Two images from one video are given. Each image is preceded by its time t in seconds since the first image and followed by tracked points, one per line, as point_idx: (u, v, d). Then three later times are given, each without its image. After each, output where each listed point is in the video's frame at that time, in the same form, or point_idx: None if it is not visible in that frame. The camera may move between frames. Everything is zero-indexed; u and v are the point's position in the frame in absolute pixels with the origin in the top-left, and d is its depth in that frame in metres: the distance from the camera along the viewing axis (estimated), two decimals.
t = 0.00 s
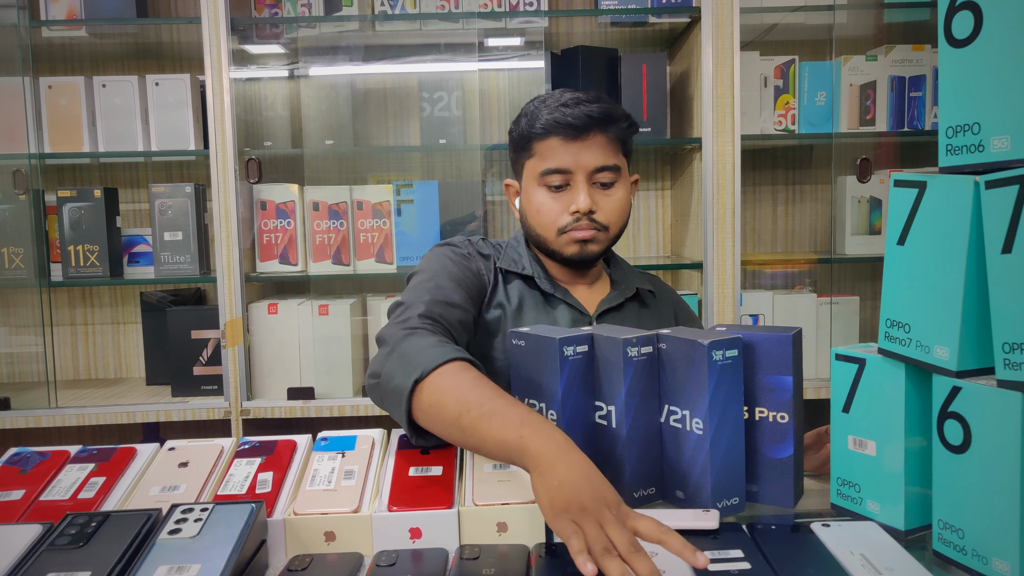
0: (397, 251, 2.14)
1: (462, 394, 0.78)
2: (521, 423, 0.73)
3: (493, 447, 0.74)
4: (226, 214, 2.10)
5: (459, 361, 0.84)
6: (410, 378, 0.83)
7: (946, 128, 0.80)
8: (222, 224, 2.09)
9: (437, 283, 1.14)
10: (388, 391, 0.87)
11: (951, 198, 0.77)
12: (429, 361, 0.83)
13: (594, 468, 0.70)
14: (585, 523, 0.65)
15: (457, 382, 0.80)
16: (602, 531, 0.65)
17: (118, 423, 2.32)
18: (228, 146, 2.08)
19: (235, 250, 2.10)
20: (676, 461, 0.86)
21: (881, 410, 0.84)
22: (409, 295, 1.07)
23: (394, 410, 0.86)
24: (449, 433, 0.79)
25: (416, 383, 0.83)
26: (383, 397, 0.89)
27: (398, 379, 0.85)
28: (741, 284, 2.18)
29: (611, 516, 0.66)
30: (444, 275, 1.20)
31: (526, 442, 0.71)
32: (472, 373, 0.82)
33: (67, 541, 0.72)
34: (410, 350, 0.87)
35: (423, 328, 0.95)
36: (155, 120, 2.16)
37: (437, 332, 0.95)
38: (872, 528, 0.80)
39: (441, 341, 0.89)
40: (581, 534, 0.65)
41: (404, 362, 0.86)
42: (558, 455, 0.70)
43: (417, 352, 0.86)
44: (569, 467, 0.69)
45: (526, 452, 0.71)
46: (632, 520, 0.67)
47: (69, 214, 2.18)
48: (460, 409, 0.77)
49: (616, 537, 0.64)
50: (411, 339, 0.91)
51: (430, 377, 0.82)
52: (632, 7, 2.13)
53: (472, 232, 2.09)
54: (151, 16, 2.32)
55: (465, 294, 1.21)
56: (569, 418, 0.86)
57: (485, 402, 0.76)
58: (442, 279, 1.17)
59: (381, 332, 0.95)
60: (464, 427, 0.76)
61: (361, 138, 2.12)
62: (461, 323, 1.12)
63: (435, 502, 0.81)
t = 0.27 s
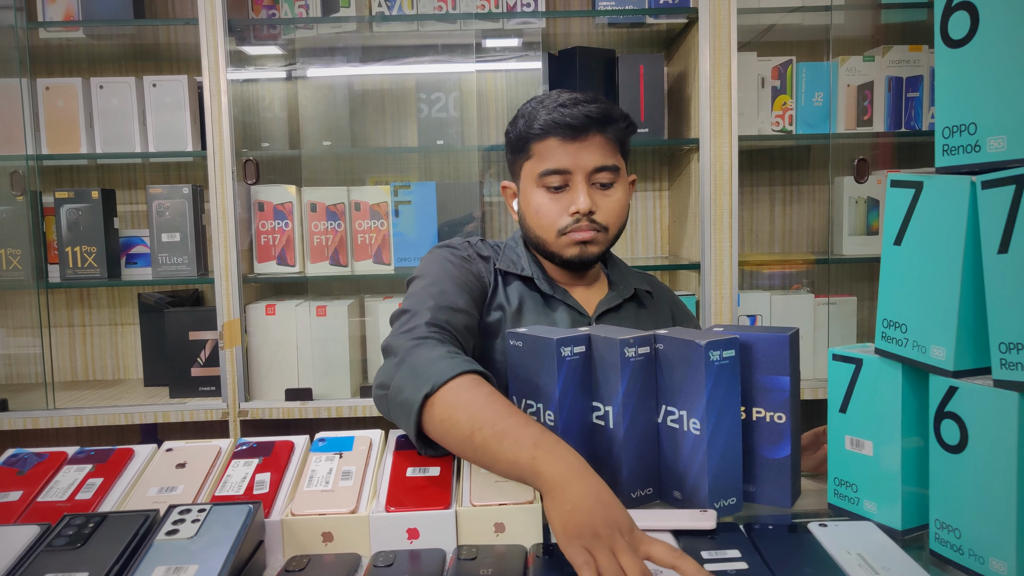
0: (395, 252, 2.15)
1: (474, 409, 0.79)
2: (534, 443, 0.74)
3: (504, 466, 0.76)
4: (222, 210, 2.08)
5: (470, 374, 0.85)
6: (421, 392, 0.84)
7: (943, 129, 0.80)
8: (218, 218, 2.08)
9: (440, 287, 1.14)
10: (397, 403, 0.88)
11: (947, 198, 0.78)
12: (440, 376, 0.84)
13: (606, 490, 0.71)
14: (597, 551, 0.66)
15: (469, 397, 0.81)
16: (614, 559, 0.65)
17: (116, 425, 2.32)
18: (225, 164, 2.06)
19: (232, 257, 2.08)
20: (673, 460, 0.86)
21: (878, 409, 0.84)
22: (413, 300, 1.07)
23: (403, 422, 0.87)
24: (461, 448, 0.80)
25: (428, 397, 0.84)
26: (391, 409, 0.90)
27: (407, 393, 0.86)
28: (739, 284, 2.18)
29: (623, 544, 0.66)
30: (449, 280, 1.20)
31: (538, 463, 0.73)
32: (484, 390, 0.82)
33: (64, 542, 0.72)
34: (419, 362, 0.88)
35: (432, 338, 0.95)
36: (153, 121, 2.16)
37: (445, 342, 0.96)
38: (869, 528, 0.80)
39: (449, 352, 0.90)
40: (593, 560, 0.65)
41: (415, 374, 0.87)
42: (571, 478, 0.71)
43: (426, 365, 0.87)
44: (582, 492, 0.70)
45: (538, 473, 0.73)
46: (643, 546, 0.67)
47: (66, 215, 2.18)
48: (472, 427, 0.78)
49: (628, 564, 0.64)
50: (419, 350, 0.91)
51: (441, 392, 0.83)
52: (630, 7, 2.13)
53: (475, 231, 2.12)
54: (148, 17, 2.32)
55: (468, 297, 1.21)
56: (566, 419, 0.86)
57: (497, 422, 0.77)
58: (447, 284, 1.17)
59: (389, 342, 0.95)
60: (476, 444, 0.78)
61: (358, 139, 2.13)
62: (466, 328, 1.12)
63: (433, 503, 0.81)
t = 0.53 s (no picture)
0: (393, 252, 2.15)
1: (470, 408, 0.80)
2: (531, 438, 0.75)
3: (504, 462, 0.76)
4: (221, 217, 2.09)
5: (464, 373, 0.86)
6: (416, 395, 0.84)
7: (940, 130, 0.80)
8: (217, 223, 2.08)
9: (437, 288, 1.14)
10: (392, 407, 0.88)
11: (943, 198, 0.78)
12: (433, 377, 0.84)
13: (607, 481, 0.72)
14: (602, 537, 0.67)
15: (463, 397, 0.82)
16: (619, 543, 0.67)
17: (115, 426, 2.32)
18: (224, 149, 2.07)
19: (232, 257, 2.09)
20: (672, 461, 0.86)
21: (876, 410, 0.84)
22: (410, 303, 1.08)
23: (399, 424, 0.87)
24: (459, 447, 0.80)
25: (422, 399, 0.84)
26: (387, 413, 0.90)
27: (400, 396, 0.86)
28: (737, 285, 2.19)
29: (627, 528, 0.68)
30: (446, 281, 1.20)
31: (536, 457, 0.74)
32: (479, 387, 0.83)
33: (63, 542, 0.72)
34: (413, 364, 0.88)
35: (425, 340, 0.95)
36: (151, 122, 2.15)
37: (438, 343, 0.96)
38: (867, 528, 0.81)
39: (443, 353, 0.90)
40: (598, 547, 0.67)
41: (408, 376, 0.87)
42: (570, 470, 0.72)
43: (420, 366, 0.87)
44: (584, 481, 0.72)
45: (537, 467, 0.74)
46: (646, 530, 0.69)
47: (64, 216, 2.18)
48: (469, 424, 0.79)
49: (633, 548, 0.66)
50: (412, 351, 0.92)
51: (435, 393, 0.84)
52: (627, 9, 2.13)
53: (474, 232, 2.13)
54: (146, 18, 2.32)
55: (466, 299, 1.21)
56: (564, 419, 0.86)
57: (493, 418, 0.78)
58: (443, 285, 1.17)
59: (382, 346, 0.96)
60: (474, 443, 0.78)
61: (357, 140, 2.13)
62: (464, 330, 1.12)
63: (431, 503, 0.81)
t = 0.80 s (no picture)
0: (392, 253, 2.15)
1: (481, 410, 0.80)
2: (545, 441, 0.75)
3: (517, 464, 0.76)
4: (221, 214, 2.08)
5: (472, 375, 0.86)
6: (424, 397, 0.84)
7: (940, 130, 0.80)
8: (217, 224, 2.08)
9: (437, 289, 1.14)
10: (399, 409, 0.88)
11: (942, 198, 0.78)
12: (441, 379, 0.84)
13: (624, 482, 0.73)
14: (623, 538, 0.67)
15: (473, 398, 0.82)
16: (640, 544, 0.66)
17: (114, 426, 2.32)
18: (224, 159, 2.07)
19: (230, 255, 2.10)
20: (671, 461, 0.86)
21: (876, 411, 0.84)
22: (412, 305, 1.08)
23: (405, 427, 0.87)
24: (470, 450, 0.80)
25: (431, 401, 0.84)
26: (394, 416, 0.90)
27: (407, 398, 0.86)
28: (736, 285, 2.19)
29: (647, 529, 0.68)
30: (447, 283, 1.20)
31: (551, 460, 0.74)
32: (490, 389, 0.83)
33: (61, 542, 0.72)
34: (419, 368, 0.88)
35: (430, 341, 0.96)
36: (150, 122, 2.15)
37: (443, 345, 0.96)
38: (866, 528, 0.81)
39: (450, 355, 0.90)
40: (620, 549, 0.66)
41: (415, 380, 0.87)
42: (585, 472, 0.72)
43: (427, 369, 0.87)
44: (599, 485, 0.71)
45: (552, 469, 0.74)
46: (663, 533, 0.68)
47: (63, 216, 2.18)
48: (482, 427, 0.79)
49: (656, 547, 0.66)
50: (417, 354, 0.92)
51: (444, 395, 0.84)
52: (626, 9, 2.13)
53: (474, 232, 2.13)
54: (145, 18, 2.32)
55: (466, 299, 1.21)
56: (563, 419, 0.86)
57: (505, 420, 0.78)
58: (445, 287, 1.17)
59: (388, 349, 0.96)
60: (487, 445, 0.78)
61: (356, 140, 2.14)
62: (467, 331, 1.12)
63: (430, 503, 0.81)
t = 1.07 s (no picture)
0: (392, 252, 2.15)
1: (490, 410, 0.80)
2: (561, 445, 0.75)
3: (529, 465, 0.76)
4: (221, 218, 2.09)
5: (480, 376, 0.85)
6: (431, 397, 0.84)
7: (941, 128, 0.80)
8: (217, 224, 2.08)
9: (439, 288, 1.14)
10: (405, 409, 0.88)
11: (944, 196, 0.78)
12: (450, 380, 0.84)
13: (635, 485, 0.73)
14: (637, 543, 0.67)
15: (481, 399, 0.81)
16: (653, 549, 0.67)
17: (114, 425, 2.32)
18: (224, 156, 2.07)
19: (231, 254, 2.10)
20: (671, 460, 0.86)
21: (877, 409, 0.84)
22: (413, 302, 1.08)
23: (411, 428, 0.87)
24: (478, 450, 0.80)
25: (438, 401, 0.84)
26: (398, 415, 0.90)
27: (414, 399, 0.86)
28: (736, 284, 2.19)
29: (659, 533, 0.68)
30: (448, 281, 1.20)
31: (565, 461, 0.74)
32: (498, 391, 0.83)
33: (62, 541, 0.72)
34: (425, 368, 0.88)
35: (435, 340, 0.95)
36: (150, 121, 2.15)
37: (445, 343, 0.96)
38: (867, 527, 0.81)
39: (456, 355, 0.90)
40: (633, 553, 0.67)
41: (422, 381, 0.87)
42: (587, 472, 0.72)
43: (434, 369, 0.87)
44: (611, 487, 0.72)
45: (566, 470, 0.74)
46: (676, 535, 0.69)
47: (63, 215, 2.18)
48: (492, 427, 0.78)
49: (671, 554, 0.66)
50: (423, 354, 0.92)
51: (453, 395, 0.83)
52: (627, 8, 2.13)
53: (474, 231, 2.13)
54: (145, 17, 2.31)
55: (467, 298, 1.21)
56: (564, 418, 0.86)
57: (515, 421, 0.78)
58: (447, 286, 1.17)
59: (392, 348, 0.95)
60: (496, 445, 0.78)
61: (356, 140, 2.13)
62: (468, 329, 1.13)
63: (431, 503, 0.81)
